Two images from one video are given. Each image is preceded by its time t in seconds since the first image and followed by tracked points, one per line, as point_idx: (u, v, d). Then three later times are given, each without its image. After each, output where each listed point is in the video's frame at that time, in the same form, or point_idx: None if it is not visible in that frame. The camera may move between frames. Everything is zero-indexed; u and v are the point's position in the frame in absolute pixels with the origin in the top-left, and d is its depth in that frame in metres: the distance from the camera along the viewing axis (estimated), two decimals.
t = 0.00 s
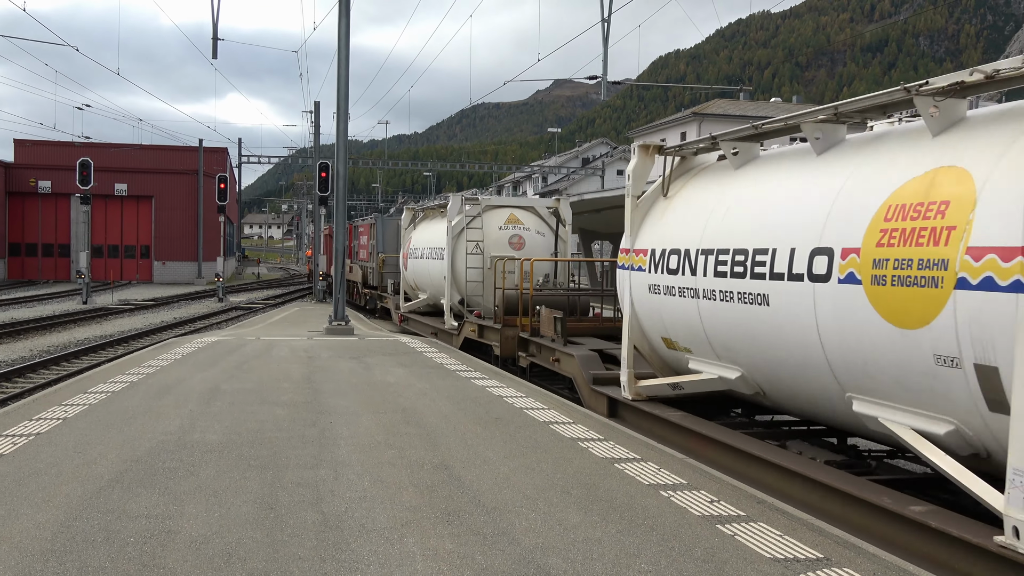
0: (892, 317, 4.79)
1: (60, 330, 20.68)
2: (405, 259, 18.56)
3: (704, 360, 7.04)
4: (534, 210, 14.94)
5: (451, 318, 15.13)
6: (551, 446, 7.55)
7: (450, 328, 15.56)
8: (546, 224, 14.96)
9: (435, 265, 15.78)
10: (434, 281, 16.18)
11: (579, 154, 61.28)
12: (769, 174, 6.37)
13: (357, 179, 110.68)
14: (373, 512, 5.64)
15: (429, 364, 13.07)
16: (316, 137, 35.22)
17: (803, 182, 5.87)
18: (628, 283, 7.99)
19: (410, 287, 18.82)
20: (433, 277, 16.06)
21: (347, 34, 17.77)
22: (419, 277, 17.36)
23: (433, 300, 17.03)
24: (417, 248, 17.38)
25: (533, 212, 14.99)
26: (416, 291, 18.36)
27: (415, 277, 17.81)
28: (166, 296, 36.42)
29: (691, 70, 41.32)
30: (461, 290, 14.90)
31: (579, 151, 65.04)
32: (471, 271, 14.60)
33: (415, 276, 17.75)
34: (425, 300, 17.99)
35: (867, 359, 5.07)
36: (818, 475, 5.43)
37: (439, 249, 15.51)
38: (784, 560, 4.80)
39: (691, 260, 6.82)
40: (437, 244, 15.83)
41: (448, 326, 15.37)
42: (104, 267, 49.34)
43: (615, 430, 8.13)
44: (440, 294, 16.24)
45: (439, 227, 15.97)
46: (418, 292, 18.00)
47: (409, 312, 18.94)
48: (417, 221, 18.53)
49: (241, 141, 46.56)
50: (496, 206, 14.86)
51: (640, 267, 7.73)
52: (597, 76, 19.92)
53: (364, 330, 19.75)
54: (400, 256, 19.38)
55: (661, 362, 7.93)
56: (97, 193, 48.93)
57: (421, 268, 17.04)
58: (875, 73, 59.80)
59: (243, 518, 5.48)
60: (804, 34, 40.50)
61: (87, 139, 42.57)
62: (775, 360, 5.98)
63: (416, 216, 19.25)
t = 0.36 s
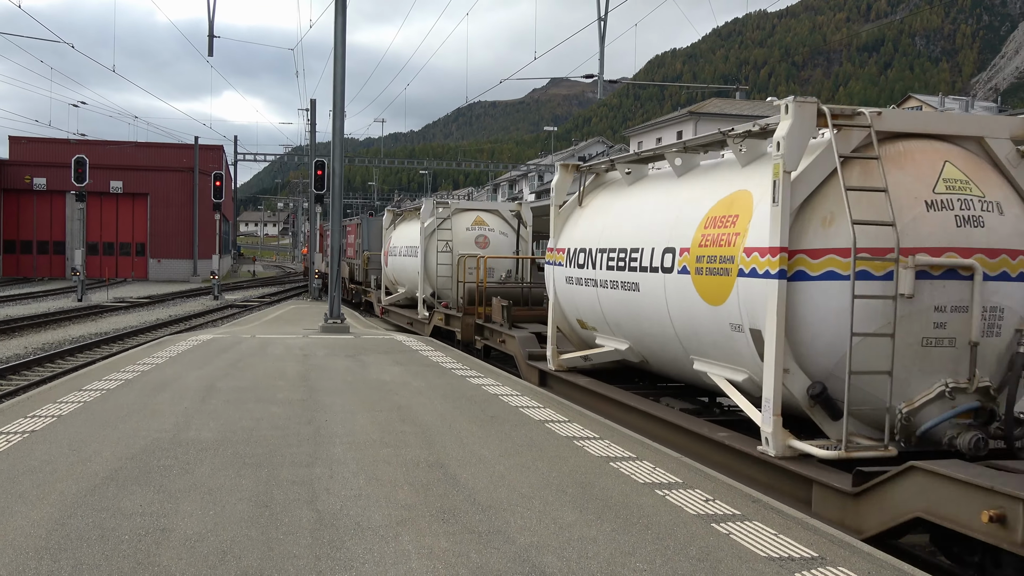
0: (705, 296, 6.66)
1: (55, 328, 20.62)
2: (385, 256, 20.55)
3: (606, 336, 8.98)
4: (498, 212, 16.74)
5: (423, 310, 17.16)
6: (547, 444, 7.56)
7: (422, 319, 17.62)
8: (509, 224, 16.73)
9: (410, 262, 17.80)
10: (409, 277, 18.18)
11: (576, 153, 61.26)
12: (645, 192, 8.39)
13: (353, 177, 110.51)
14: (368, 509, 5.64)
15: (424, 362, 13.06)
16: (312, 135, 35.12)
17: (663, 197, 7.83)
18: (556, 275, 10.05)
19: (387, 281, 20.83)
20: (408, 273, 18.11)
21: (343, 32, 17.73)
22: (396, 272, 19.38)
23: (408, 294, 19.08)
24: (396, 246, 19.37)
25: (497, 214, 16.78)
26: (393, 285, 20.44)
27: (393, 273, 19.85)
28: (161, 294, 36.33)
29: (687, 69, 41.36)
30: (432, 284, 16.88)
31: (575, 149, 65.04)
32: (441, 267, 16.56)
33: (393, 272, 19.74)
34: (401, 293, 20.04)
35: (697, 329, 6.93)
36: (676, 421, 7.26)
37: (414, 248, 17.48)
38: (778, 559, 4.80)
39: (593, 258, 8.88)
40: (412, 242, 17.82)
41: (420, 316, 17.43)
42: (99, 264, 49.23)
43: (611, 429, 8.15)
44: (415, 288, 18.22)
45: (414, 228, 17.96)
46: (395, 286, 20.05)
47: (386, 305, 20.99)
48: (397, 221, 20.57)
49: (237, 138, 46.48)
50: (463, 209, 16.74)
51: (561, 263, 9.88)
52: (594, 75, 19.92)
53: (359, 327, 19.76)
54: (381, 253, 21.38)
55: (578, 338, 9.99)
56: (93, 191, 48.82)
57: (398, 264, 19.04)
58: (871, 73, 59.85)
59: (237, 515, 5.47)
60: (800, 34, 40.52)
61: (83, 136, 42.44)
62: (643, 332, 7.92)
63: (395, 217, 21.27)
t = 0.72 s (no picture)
0: (601, 282, 8.53)
1: (50, 324, 20.56)
2: (368, 251, 22.49)
3: (540, 316, 10.99)
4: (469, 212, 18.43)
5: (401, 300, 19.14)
6: (543, 440, 7.56)
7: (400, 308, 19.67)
8: (479, 222, 18.39)
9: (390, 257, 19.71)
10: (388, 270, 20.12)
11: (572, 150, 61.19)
12: (567, 198, 10.36)
13: (348, 174, 110.34)
14: (364, 506, 5.63)
15: (420, 358, 13.05)
16: (307, 131, 35.02)
17: (577, 203, 9.79)
18: (501, 267, 12.09)
19: (371, 274, 22.75)
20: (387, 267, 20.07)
21: (339, 28, 17.69)
22: (378, 266, 21.33)
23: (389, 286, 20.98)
24: (378, 242, 21.27)
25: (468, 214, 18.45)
26: (376, 279, 22.42)
27: (375, 267, 21.80)
28: (156, 290, 36.22)
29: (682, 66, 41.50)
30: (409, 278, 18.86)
31: (571, 147, 65.06)
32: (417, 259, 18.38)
33: (376, 266, 21.64)
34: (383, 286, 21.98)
35: (598, 309, 8.82)
36: (587, 384, 9.17)
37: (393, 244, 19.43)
38: (773, 555, 4.82)
39: (526, 252, 10.93)
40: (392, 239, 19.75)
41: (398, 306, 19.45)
42: (94, 260, 49.08)
43: (606, 425, 8.16)
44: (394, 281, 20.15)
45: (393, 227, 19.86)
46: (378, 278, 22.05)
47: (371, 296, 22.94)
48: (379, 218, 22.47)
49: (232, 134, 46.37)
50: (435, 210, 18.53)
51: (505, 257, 12.00)
52: (590, 72, 19.91)
53: (355, 324, 19.76)
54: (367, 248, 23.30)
55: (521, 319, 12.04)
56: (88, 187, 48.68)
57: (380, 259, 20.97)
58: (866, 71, 59.92)
59: (233, 511, 5.47)
60: (796, 31, 40.54)
61: (77, 132, 42.25)
62: (564, 312, 9.86)
63: (378, 215, 23.08)
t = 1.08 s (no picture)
0: (533, 270, 10.30)
1: (46, 317, 20.50)
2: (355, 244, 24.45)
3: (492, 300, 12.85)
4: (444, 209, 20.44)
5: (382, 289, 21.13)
6: (540, 435, 7.55)
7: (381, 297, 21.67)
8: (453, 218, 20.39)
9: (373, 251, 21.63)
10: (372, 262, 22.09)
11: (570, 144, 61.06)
12: (514, 199, 12.13)
13: (345, 167, 110.05)
14: (361, 500, 5.63)
15: (417, 352, 13.04)
16: (305, 124, 34.90)
17: (521, 203, 11.63)
18: (462, 257, 13.93)
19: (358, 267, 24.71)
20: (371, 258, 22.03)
21: (337, 21, 17.63)
22: (364, 258, 23.18)
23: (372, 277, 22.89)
24: (365, 236, 23.17)
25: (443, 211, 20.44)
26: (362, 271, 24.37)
27: (361, 259, 23.69)
28: (152, 283, 36.12)
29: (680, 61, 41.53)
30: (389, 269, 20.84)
31: (568, 141, 64.96)
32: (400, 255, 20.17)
33: (361, 258, 23.55)
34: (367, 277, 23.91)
35: (533, 293, 10.60)
36: (525, 357, 11.01)
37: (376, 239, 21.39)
38: (770, 550, 4.84)
39: (480, 245, 12.77)
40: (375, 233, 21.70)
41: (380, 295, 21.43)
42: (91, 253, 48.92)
43: (603, 420, 8.17)
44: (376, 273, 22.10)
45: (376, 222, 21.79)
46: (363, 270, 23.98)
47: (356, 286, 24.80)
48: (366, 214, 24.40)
49: (230, 127, 46.21)
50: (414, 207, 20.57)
51: (464, 249, 13.84)
52: (588, 65, 19.85)
53: (353, 318, 19.74)
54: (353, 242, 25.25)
55: (479, 303, 13.81)
56: (84, 179, 48.51)
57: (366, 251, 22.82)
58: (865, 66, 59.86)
59: (229, 505, 5.47)
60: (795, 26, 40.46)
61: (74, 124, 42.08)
62: (509, 295, 11.64)
63: (365, 211, 25.04)
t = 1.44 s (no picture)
0: (484, 261, 12.36)
1: (43, 312, 20.46)
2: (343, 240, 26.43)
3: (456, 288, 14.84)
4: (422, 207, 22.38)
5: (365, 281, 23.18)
6: (537, 431, 7.55)
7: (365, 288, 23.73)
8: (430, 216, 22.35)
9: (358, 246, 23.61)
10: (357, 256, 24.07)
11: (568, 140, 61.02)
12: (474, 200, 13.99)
13: (343, 162, 109.87)
14: (358, 496, 5.63)
15: (415, 348, 13.05)
16: (302, 119, 34.84)
17: (478, 203, 13.60)
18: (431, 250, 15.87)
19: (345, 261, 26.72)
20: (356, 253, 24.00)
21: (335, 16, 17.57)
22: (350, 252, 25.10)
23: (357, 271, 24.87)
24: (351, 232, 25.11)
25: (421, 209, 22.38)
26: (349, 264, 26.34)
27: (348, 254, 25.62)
28: (149, 278, 36.03)
29: (678, 57, 41.55)
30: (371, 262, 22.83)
31: (566, 136, 64.91)
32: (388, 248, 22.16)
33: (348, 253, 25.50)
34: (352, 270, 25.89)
35: (485, 280, 12.59)
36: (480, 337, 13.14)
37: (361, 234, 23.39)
38: (767, 546, 4.84)
39: (445, 240, 14.77)
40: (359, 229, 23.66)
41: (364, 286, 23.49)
42: (88, 248, 48.80)
43: (601, 416, 8.17)
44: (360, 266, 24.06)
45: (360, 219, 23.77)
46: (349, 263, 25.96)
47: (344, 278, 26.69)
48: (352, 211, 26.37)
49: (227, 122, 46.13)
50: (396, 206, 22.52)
51: (433, 244, 15.86)
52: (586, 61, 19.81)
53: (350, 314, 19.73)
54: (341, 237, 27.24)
55: (445, 291, 15.72)
56: (81, 174, 48.36)
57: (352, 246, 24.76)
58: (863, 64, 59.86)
59: (226, 500, 5.46)
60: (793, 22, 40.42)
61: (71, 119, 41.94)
62: (467, 282, 13.64)
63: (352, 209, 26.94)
